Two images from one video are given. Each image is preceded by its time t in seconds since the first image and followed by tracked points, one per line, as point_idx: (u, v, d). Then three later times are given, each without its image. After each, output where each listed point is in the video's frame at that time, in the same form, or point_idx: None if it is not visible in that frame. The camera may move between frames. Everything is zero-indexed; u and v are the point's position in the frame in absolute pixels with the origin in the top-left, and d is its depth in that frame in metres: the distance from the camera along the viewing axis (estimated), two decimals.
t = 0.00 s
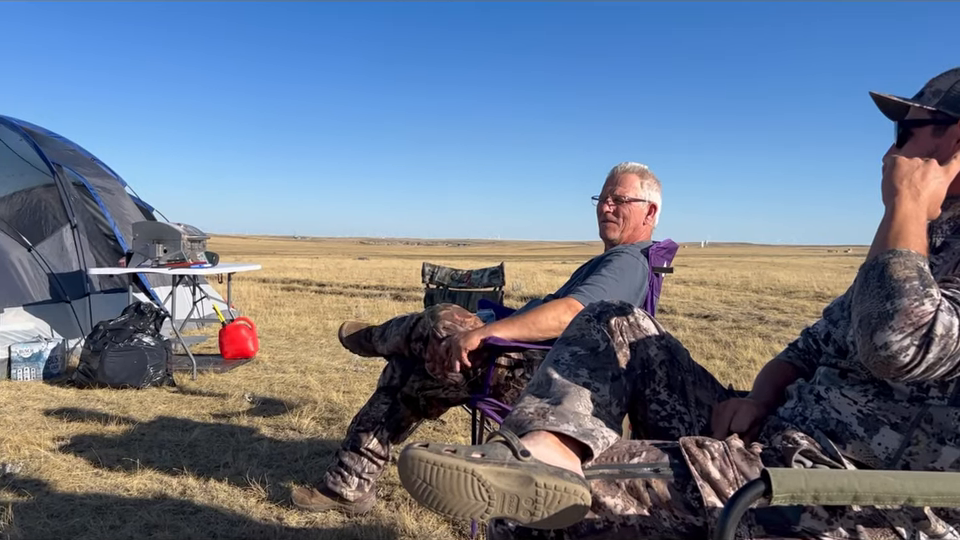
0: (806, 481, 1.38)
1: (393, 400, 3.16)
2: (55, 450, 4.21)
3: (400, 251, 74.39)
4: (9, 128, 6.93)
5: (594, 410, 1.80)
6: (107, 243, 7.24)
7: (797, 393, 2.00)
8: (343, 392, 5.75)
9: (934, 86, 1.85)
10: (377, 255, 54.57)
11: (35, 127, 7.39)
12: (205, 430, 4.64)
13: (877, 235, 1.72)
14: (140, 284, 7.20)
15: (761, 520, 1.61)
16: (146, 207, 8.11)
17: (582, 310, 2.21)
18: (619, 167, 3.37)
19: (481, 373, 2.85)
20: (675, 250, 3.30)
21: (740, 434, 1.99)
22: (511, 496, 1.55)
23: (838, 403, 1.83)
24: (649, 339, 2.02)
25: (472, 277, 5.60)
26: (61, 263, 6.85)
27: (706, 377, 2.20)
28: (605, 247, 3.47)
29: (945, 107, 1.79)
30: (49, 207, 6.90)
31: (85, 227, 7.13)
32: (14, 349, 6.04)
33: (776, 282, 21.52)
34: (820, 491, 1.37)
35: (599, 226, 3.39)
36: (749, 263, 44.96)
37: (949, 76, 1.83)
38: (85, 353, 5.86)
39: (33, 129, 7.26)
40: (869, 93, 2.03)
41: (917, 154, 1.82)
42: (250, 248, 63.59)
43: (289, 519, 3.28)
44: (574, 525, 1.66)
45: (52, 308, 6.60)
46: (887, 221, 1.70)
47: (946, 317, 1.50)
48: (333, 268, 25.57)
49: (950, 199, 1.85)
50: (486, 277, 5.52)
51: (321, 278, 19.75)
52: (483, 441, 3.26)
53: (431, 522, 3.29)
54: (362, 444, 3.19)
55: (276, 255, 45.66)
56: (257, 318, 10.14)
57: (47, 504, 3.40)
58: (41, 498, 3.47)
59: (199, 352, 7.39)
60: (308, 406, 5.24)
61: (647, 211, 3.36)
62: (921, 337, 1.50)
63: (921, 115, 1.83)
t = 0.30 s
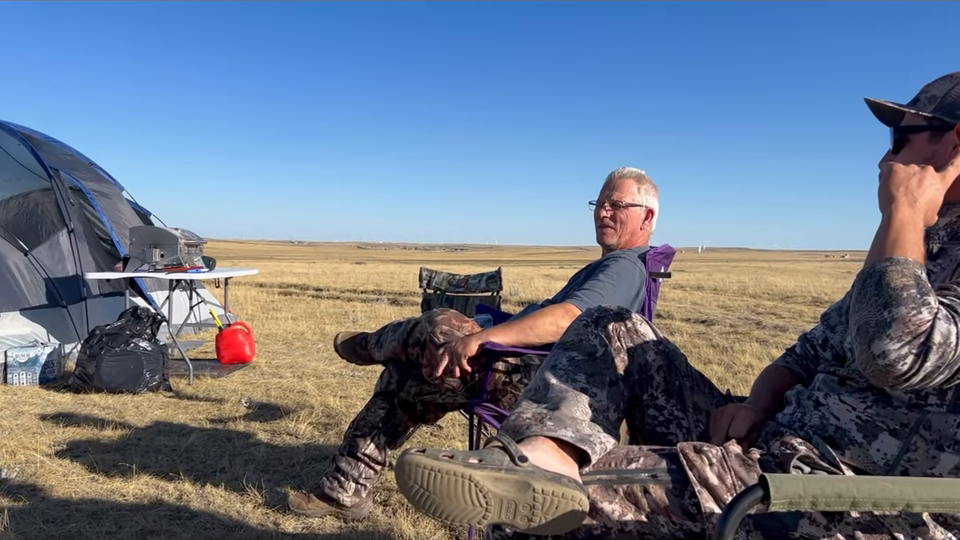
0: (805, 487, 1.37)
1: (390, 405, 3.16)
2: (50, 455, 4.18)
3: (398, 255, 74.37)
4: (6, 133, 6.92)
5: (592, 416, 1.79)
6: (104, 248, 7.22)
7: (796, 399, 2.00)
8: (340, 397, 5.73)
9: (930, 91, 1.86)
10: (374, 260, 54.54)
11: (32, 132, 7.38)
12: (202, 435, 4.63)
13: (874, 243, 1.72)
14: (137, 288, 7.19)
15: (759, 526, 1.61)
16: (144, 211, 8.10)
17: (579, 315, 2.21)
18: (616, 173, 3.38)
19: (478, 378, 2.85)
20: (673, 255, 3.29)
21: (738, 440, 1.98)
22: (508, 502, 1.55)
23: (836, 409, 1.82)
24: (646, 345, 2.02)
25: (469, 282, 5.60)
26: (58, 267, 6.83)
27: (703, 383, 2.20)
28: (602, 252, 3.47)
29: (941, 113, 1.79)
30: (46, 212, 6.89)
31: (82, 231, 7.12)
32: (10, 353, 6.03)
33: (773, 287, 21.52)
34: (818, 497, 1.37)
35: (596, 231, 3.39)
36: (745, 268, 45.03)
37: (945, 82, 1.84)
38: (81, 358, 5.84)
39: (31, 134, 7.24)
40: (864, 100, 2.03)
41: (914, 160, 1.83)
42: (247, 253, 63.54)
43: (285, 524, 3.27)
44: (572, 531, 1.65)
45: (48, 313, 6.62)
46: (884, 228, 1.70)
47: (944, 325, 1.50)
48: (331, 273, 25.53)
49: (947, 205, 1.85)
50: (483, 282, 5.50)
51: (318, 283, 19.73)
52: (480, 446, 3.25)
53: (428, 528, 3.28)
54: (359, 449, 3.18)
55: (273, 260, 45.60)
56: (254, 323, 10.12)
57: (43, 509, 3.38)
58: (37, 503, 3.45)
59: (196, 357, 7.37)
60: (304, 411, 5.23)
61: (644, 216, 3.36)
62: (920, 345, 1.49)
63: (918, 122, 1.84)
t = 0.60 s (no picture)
0: (801, 489, 1.37)
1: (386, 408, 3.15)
2: (46, 459, 4.17)
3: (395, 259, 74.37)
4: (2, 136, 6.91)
5: (589, 418, 1.79)
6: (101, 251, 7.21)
7: (793, 402, 2.00)
8: (337, 400, 5.72)
9: (923, 95, 1.87)
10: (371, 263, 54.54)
11: (28, 135, 7.37)
12: (198, 439, 4.61)
13: (868, 247, 1.72)
14: (133, 292, 7.17)
15: (756, 529, 1.61)
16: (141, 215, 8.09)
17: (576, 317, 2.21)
18: (613, 176, 3.38)
19: (476, 381, 2.85)
20: (670, 258, 3.30)
21: (735, 442, 1.98)
22: (505, 505, 1.55)
23: (833, 411, 1.82)
24: (643, 347, 2.01)
25: (466, 285, 5.59)
26: (54, 271, 6.80)
27: (700, 385, 2.20)
28: (599, 255, 3.48)
29: (935, 117, 1.80)
30: (43, 215, 6.87)
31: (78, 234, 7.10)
32: (6, 357, 6.01)
33: (770, 291, 21.55)
34: (815, 499, 1.37)
35: (593, 234, 3.40)
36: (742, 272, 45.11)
37: (938, 86, 1.85)
38: (77, 362, 5.82)
39: (27, 137, 7.23)
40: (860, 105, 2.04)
41: (909, 163, 1.84)
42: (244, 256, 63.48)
43: (282, 528, 3.26)
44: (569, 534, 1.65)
45: (43, 315, 6.64)
46: (878, 233, 1.70)
47: (939, 328, 1.50)
48: (328, 277, 25.50)
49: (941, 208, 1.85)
50: (481, 286, 5.48)
51: (315, 287, 19.71)
52: (477, 450, 3.25)
53: (424, 531, 3.27)
54: (355, 452, 3.18)
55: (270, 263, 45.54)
56: (250, 326, 10.11)
57: (38, 513, 3.36)
58: (32, 507, 3.44)
59: (192, 360, 7.36)
60: (301, 415, 5.22)
61: (641, 219, 3.36)
62: (915, 349, 1.50)
63: (913, 125, 1.85)
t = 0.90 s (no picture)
0: (798, 491, 1.37)
1: (383, 410, 3.15)
2: (42, 461, 4.15)
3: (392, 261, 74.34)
4: None
5: (587, 420, 1.79)
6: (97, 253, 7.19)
7: (791, 403, 2.00)
8: (333, 403, 5.71)
9: (910, 103, 1.88)
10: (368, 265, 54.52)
11: (24, 137, 7.35)
12: (194, 441, 4.60)
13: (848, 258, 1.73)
14: (130, 294, 7.15)
15: (753, 531, 1.61)
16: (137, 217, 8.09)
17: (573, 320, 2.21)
18: (610, 178, 3.39)
19: (472, 384, 2.85)
20: (666, 261, 3.31)
21: (732, 445, 1.98)
22: (503, 507, 1.54)
23: (831, 414, 1.82)
24: (640, 350, 2.01)
25: (463, 287, 5.59)
26: (49, 273, 6.79)
27: (697, 387, 2.20)
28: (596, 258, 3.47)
29: (917, 124, 1.82)
30: (38, 217, 6.87)
31: (74, 237, 7.09)
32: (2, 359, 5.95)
33: (766, 293, 21.58)
34: (812, 501, 1.37)
35: (590, 236, 3.39)
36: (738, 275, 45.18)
37: (924, 92, 1.86)
38: (73, 364, 5.80)
39: (23, 139, 7.22)
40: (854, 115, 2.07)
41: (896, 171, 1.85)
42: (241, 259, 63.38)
43: (278, 530, 3.25)
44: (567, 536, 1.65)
45: (39, 317, 6.57)
46: (854, 245, 1.70)
47: (918, 327, 1.50)
48: (325, 279, 25.46)
49: (930, 212, 1.85)
50: (477, 288, 5.47)
51: (312, 289, 19.68)
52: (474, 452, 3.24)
53: (421, 533, 3.27)
54: (352, 454, 3.17)
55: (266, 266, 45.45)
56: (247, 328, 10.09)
57: (33, 516, 3.34)
58: (27, 509, 3.42)
59: (189, 363, 7.34)
60: (298, 417, 5.21)
61: (638, 221, 3.36)
62: (895, 349, 1.50)
63: (899, 134, 1.87)
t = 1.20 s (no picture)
0: (794, 492, 1.38)
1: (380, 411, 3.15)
2: (37, 463, 4.13)
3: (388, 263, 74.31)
4: None
5: (583, 421, 1.79)
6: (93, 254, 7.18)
7: (786, 404, 2.01)
8: (330, 404, 5.70)
9: (900, 108, 1.90)
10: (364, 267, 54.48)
11: (21, 137, 7.33)
12: (191, 443, 4.59)
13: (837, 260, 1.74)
14: (126, 295, 7.14)
15: (749, 532, 1.61)
16: (134, 218, 8.07)
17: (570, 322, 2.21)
18: (613, 180, 3.39)
19: (469, 385, 2.85)
20: (663, 263, 3.31)
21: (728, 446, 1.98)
22: (499, 508, 1.54)
23: (826, 414, 1.83)
24: (637, 351, 2.02)
25: (460, 288, 5.58)
26: (45, 274, 6.78)
27: (693, 389, 2.20)
28: (594, 259, 3.48)
29: (907, 127, 1.83)
30: (35, 218, 6.85)
31: (70, 238, 7.07)
32: None
33: (763, 295, 21.62)
34: (808, 502, 1.37)
35: (589, 236, 3.40)
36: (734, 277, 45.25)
37: (913, 98, 1.87)
38: (69, 366, 5.78)
39: (20, 139, 7.20)
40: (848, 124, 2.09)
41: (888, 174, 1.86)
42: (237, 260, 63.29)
43: (275, 532, 3.24)
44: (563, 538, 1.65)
45: (35, 318, 6.55)
46: (841, 247, 1.72)
47: (901, 324, 1.50)
48: (322, 280, 25.41)
49: (923, 214, 1.85)
50: (474, 289, 5.47)
51: (308, 290, 19.64)
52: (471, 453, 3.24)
53: (418, 535, 3.26)
54: (348, 456, 3.16)
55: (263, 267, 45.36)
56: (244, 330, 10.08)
57: (29, 517, 3.33)
58: (23, 511, 3.41)
59: (185, 364, 7.33)
60: (294, 419, 5.20)
61: (638, 224, 3.37)
62: (879, 347, 1.50)
63: (889, 138, 1.88)
